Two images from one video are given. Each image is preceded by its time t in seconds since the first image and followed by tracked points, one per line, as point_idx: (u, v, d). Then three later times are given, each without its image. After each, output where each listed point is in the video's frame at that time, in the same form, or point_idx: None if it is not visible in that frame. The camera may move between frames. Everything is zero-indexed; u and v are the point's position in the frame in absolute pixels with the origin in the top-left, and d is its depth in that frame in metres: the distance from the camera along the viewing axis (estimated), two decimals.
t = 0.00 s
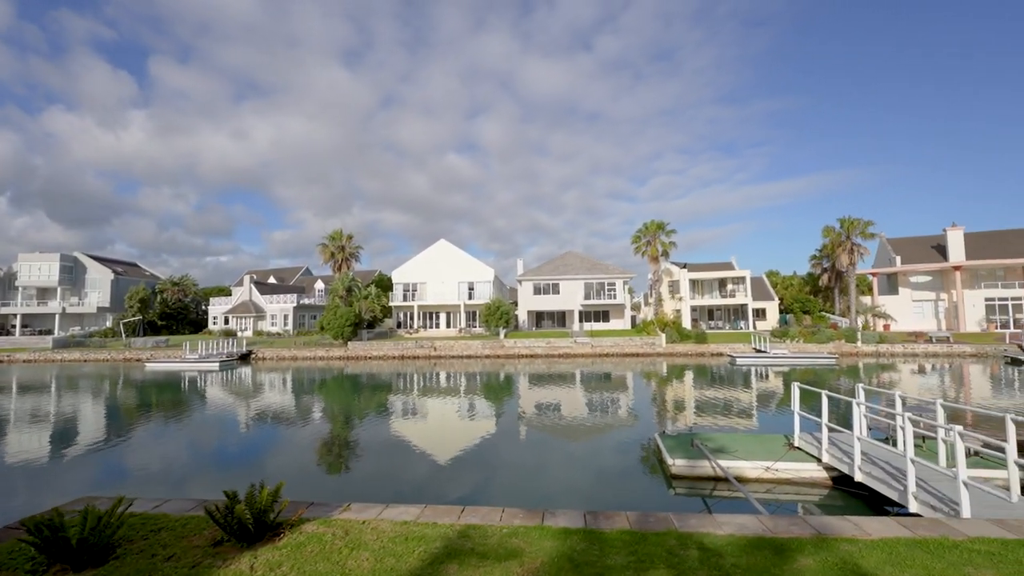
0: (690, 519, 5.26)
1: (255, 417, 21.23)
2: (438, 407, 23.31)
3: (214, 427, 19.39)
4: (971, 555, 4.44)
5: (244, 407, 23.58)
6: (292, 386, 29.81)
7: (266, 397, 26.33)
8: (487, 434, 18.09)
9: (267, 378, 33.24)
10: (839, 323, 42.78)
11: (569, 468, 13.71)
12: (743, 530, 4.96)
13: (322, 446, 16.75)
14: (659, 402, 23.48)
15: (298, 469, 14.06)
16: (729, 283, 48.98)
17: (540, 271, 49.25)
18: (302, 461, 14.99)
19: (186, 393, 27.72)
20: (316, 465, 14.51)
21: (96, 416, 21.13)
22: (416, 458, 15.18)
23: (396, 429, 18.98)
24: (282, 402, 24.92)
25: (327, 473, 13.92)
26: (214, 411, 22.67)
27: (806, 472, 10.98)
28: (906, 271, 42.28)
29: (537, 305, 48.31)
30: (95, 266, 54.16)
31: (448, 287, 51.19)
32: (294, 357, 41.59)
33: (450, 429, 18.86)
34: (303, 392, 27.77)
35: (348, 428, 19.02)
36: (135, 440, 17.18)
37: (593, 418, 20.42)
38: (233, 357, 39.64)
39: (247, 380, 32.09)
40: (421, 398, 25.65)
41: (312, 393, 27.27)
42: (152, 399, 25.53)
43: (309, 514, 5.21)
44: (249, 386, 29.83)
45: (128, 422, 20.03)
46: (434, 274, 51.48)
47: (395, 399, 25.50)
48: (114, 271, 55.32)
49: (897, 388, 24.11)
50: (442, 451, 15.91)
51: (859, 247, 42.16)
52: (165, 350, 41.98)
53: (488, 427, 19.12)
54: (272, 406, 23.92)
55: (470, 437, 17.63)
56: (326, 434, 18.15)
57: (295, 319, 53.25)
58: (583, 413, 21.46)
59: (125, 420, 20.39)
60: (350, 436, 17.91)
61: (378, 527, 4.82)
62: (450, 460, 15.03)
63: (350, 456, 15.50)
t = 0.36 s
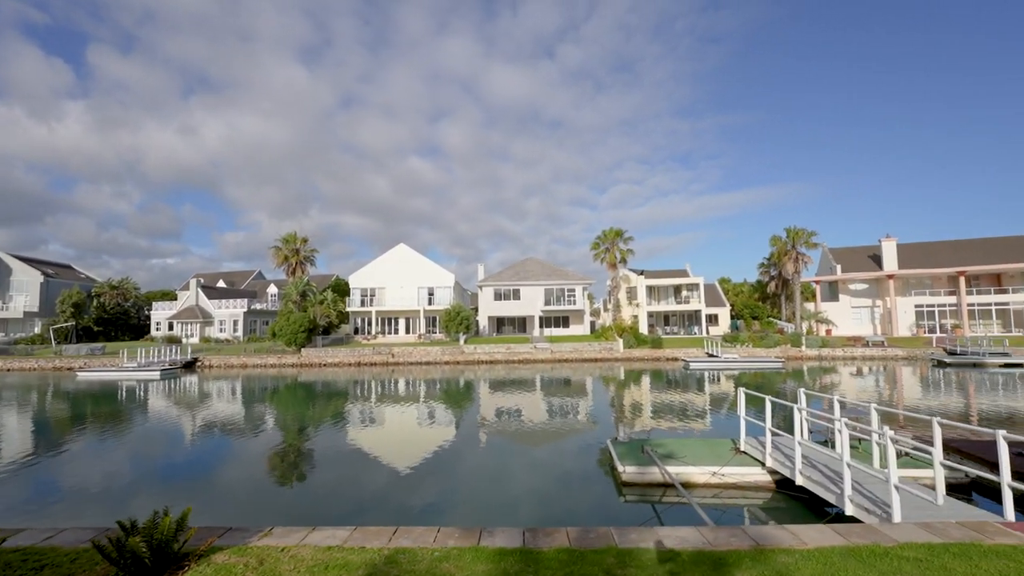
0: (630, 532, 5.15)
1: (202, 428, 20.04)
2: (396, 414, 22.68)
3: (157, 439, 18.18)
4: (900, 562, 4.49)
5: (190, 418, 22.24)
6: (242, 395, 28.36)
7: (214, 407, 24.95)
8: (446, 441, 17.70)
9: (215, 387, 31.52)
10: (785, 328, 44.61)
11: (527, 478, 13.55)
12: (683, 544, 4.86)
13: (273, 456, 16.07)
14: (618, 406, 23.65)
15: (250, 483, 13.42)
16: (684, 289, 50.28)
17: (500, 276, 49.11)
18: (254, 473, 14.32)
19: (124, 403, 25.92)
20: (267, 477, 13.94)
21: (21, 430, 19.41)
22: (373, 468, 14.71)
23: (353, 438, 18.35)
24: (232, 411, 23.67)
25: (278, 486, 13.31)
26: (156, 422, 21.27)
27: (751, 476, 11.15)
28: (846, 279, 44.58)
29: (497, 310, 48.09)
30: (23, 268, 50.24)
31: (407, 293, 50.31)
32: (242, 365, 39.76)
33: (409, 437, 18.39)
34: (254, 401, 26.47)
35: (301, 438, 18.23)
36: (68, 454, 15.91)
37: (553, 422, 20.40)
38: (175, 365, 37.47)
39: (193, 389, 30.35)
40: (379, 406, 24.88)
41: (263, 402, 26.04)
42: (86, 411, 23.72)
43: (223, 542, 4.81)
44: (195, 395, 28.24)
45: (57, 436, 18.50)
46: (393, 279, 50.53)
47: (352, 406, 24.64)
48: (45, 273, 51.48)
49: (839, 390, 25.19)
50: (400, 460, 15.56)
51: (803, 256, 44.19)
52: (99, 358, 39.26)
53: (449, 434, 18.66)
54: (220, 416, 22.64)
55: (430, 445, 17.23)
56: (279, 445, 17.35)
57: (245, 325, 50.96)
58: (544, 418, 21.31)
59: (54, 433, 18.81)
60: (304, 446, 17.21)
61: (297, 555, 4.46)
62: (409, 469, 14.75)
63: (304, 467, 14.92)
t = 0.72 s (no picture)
0: (565, 547, 4.92)
1: (139, 439, 18.68)
2: (351, 421, 21.83)
3: (86, 452, 16.77)
4: (832, 570, 4.41)
5: (124, 428, 20.69)
6: (184, 403, 26.67)
7: (153, 416, 23.35)
8: (404, 448, 17.14)
9: (155, 395, 29.55)
10: (737, 332, 45.97)
11: (483, 485, 13.24)
12: (618, 558, 4.66)
13: (217, 468, 15.04)
14: (577, 409, 23.60)
15: (193, 497, 12.53)
16: (641, 293, 51.14)
17: (459, 279, 48.59)
18: (196, 486, 13.35)
19: (51, 414, 23.91)
20: (210, 490, 13.02)
21: None
22: (325, 477, 14.05)
23: (304, 446, 17.53)
24: (172, 421, 22.20)
25: (222, 499, 12.47)
26: (85, 434, 19.64)
27: (697, 480, 11.20)
28: (793, 284, 46.43)
29: (457, 314, 47.48)
30: None
31: (363, 295, 48.98)
32: (184, 372, 37.59)
33: (364, 444, 17.71)
34: (197, 409, 24.94)
35: (247, 448, 17.19)
36: None
37: (513, 426, 20.18)
38: (109, 372, 35.02)
39: (129, 398, 28.37)
40: (333, 413, 23.84)
41: (207, 410, 24.57)
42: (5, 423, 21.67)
43: None
44: (132, 404, 26.41)
45: None
46: (349, 281, 49.12)
47: (305, 414, 23.55)
48: None
49: (788, 392, 26.02)
50: (355, 468, 14.97)
51: (754, 261, 45.72)
52: (22, 365, 36.22)
53: (408, 441, 18.07)
54: (159, 426, 21.17)
55: (389, 451, 16.73)
56: (224, 456, 16.30)
57: (189, 328, 48.26)
58: (503, 422, 20.97)
59: None
60: (251, 456, 16.25)
61: None
62: (365, 477, 14.22)
63: (252, 478, 14.05)
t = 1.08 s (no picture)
0: (500, 564, 4.67)
1: (77, 448, 17.38)
2: (308, 426, 20.93)
3: (16, 463, 15.48)
4: None
5: (60, 436, 19.26)
6: (128, 409, 25.12)
7: (92, 422, 21.86)
8: (363, 454, 16.30)
9: (96, 400, 27.69)
10: (694, 333, 47.06)
11: (444, 489, 12.84)
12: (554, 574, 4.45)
13: (164, 476, 14.04)
14: (539, 410, 23.46)
15: (135, 508, 11.60)
16: (604, 295, 51.67)
17: (422, 280, 47.80)
18: (144, 498, 12.29)
19: None
20: (156, 500, 12.07)
21: None
22: (282, 485, 13.30)
23: (260, 452, 16.70)
24: (114, 427, 20.85)
25: (171, 511, 11.54)
26: (15, 443, 18.16)
27: (648, 483, 11.16)
28: (748, 287, 47.94)
29: (419, 315, 46.65)
30: None
31: (323, 296, 47.49)
32: (128, 376, 35.44)
33: (322, 449, 17.01)
34: (143, 415, 23.52)
35: (198, 455, 16.21)
36: None
37: (476, 427, 19.88)
38: (44, 376, 32.61)
39: (67, 404, 26.49)
40: (290, 417, 22.91)
41: (152, 416, 23.17)
42: None
43: None
44: (68, 410, 24.65)
45: None
46: (308, 281, 47.55)
47: (259, 418, 22.50)
48: None
49: (743, 392, 26.69)
50: (314, 473, 14.29)
51: (711, 265, 46.91)
52: None
53: (367, 447, 17.26)
54: (100, 433, 19.74)
55: (346, 457, 16.00)
56: (172, 463, 15.24)
57: (135, 330, 45.54)
58: (465, 424, 20.55)
59: None
60: (203, 465, 15.17)
61: None
62: (326, 482, 13.59)
63: (203, 487, 13.18)
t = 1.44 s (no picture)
0: None
1: (13, 457, 16.00)
2: (268, 429, 20.00)
3: None
4: None
5: None
6: (70, 415, 23.45)
7: (29, 430, 20.25)
8: (324, 459, 15.51)
9: (37, 405, 25.71)
10: (655, 333, 47.83)
11: (408, 492, 12.34)
12: None
13: (112, 486, 13.00)
14: (505, 412, 23.14)
15: (77, 521, 10.60)
16: (568, 296, 51.90)
17: (385, 280, 46.75)
18: (89, 509, 11.30)
19: None
20: (104, 512, 11.08)
21: None
22: (241, 492, 12.50)
23: (215, 458, 15.76)
24: (54, 434, 19.38)
25: (118, 521, 10.70)
26: None
27: (601, 486, 11.02)
28: (706, 288, 49.14)
29: (383, 316, 45.61)
30: None
31: (283, 296, 45.79)
32: (69, 380, 33.14)
33: (281, 454, 16.20)
34: (86, 421, 21.98)
35: (147, 462, 15.16)
36: None
37: (442, 429, 19.42)
38: None
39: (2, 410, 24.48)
40: (247, 421, 21.84)
41: (95, 422, 21.64)
42: None
43: None
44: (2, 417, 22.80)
45: None
46: (267, 281, 45.78)
47: (214, 423, 21.35)
48: None
49: (702, 391, 27.21)
50: (273, 478, 13.56)
51: (671, 267, 47.77)
52: None
53: (329, 451, 16.50)
54: (41, 440, 18.30)
55: (305, 461, 15.24)
56: (120, 472, 14.11)
57: (82, 331, 42.39)
58: (430, 427, 20.02)
59: None
60: (155, 473, 14.16)
61: None
62: (285, 487, 12.90)
63: (154, 495, 12.28)
